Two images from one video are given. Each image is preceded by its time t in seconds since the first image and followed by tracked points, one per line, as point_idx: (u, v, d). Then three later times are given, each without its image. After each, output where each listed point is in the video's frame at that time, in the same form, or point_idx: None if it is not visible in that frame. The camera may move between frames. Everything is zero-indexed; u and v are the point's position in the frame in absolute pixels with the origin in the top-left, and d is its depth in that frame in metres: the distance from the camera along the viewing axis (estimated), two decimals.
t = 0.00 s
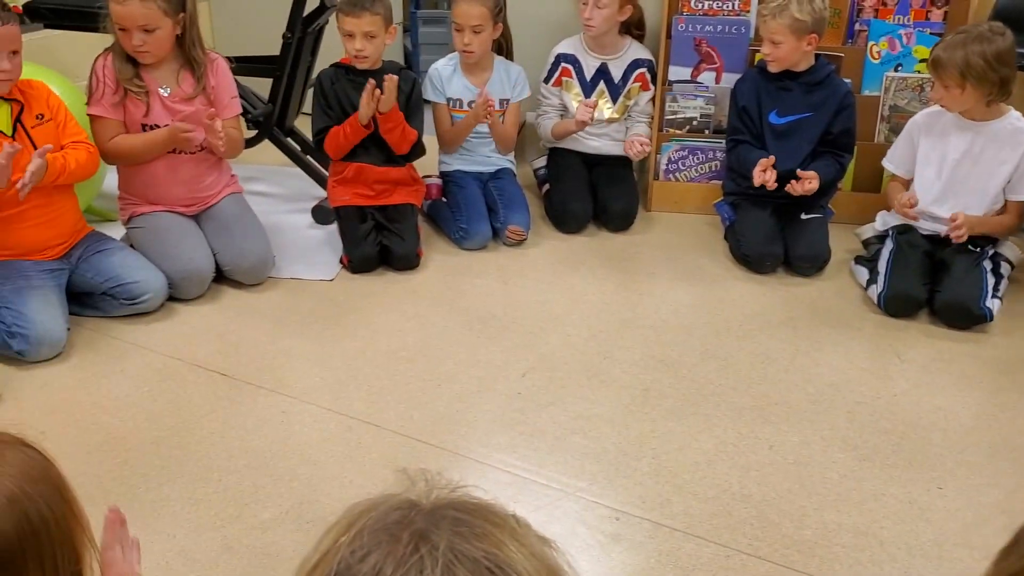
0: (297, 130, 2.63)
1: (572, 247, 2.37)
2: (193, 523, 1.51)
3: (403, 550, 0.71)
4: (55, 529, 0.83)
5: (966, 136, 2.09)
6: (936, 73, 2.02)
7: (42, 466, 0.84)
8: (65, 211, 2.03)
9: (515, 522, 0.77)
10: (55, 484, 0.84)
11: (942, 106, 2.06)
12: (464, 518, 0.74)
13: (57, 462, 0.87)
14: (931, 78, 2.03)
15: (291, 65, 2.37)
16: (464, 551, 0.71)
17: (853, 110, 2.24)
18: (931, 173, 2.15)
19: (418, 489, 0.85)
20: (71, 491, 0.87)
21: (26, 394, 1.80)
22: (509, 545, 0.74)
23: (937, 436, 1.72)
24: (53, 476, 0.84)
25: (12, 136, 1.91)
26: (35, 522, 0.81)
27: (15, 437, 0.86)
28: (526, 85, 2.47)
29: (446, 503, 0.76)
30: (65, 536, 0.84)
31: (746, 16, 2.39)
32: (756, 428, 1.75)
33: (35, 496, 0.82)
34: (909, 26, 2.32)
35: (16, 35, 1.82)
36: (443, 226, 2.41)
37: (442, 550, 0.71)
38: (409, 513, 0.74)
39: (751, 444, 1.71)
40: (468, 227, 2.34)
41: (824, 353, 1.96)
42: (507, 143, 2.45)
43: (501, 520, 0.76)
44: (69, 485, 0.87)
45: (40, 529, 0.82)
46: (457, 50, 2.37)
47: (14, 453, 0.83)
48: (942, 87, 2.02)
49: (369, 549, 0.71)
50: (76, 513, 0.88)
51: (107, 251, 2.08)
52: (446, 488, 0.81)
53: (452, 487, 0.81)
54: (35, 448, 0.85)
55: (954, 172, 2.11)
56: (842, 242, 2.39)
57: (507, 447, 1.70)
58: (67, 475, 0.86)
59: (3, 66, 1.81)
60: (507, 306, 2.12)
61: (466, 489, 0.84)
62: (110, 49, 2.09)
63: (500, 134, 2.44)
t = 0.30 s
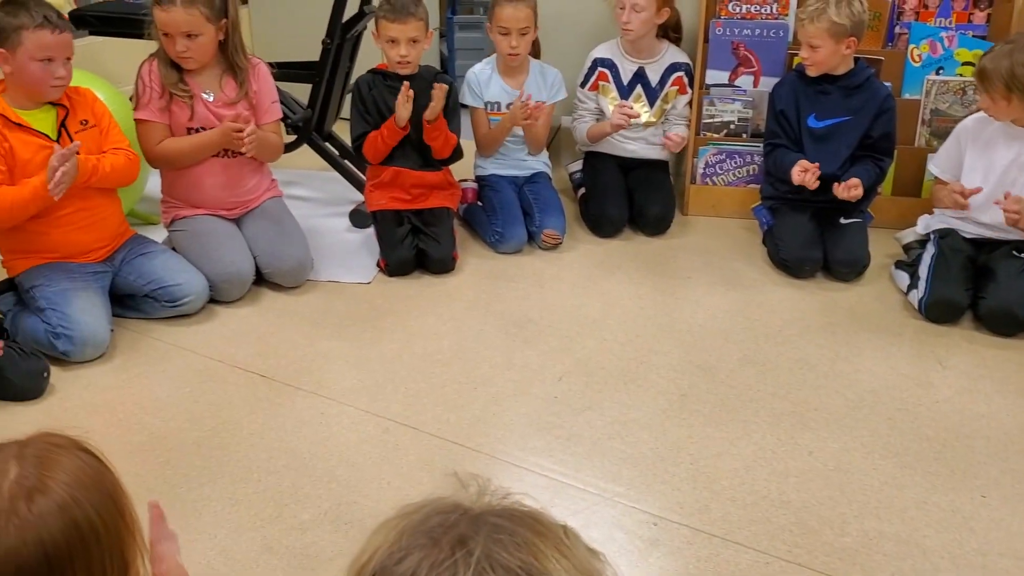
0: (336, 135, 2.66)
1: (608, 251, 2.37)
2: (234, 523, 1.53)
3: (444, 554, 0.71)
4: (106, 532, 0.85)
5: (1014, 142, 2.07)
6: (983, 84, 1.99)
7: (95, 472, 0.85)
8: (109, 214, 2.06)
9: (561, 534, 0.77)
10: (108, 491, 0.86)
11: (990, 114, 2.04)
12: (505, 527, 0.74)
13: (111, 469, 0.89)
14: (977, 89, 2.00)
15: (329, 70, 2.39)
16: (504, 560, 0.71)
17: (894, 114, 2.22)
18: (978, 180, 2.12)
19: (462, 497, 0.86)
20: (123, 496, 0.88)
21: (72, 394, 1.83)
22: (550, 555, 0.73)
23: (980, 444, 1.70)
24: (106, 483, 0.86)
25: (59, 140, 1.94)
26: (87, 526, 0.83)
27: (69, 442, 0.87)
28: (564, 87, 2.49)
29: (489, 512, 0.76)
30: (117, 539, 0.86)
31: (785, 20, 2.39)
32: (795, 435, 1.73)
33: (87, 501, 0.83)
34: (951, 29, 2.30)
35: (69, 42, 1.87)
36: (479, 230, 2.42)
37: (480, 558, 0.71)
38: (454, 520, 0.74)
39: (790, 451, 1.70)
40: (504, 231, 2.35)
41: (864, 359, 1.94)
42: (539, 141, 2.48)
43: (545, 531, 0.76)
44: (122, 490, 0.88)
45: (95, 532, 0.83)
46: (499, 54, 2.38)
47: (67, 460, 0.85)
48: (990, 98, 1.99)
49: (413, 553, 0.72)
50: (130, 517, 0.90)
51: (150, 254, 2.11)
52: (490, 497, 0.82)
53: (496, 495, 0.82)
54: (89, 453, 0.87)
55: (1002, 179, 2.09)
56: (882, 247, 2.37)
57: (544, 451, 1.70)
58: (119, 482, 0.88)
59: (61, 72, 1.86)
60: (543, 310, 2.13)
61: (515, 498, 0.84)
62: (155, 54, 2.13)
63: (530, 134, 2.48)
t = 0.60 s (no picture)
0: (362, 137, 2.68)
1: (631, 256, 2.36)
2: (257, 522, 1.53)
3: (458, 559, 0.71)
4: (133, 532, 0.85)
5: None
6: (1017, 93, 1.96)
7: (124, 473, 0.86)
8: (138, 212, 2.08)
9: (584, 547, 0.76)
10: (136, 494, 0.87)
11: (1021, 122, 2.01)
12: (524, 538, 0.74)
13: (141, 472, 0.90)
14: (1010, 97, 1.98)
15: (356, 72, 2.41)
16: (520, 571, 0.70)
17: (922, 122, 2.20)
18: (1007, 190, 2.10)
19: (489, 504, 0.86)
20: (150, 499, 0.89)
21: (97, 391, 1.85)
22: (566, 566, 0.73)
23: (1007, 456, 1.68)
24: (134, 485, 0.87)
25: (90, 139, 1.96)
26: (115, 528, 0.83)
27: (100, 443, 0.88)
28: (590, 90, 2.50)
29: (513, 523, 0.76)
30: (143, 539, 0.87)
31: (813, 27, 2.38)
32: (820, 443, 1.72)
33: (115, 502, 0.84)
34: (980, 37, 2.29)
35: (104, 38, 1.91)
36: (502, 234, 2.42)
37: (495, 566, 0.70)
38: (476, 529, 0.74)
39: (815, 460, 1.68)
40: (527, 235, 2.35)
41: (889, 368, 1.93)
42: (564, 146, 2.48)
43: (568, 541, 0.76)
44: (151, 492, 0.89)
45: (124, 533, 0.84)
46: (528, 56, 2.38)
47: (96, 462, 0.85)
48: None
49: (434, 560, 0.72)
50: (158, 518, 0.90)
51: (175, 253, 2.12)
52: (515, 506, 0.81)
53: (521, 504, 0.82)
54: (119, 455, 0.88)
55: None
56: (907, 256, 2.36)
57: (567, 455, 1.70)
58: (146, 486, 0.88)
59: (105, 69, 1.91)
60: (565, 314, 2.13)
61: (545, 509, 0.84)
62: (184, 54, 2.14)
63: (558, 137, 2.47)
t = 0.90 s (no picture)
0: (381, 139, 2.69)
1: (650, 260, 2.36)
2: (274, 524, 1.54)
3: (465, 566, 0.71)
4: (153, 534, 0.86)
5: None
6: None
7: (139, 478, 0.86)
8: (157, 213, 2.10)
9: (595, 557, 0.76)
10: (152, 497, 0.86)
11: None
12: (532, 547, 0.73)
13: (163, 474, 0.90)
14: None
15: (375, 75, 2.42)
16: None
17: (944, 128, 2.19)
18: None
19: (505, 511, 0.86)
20: (170, 502, 0.89)
21: (117, 390, 1.86)
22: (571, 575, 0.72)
23: None
24: (151, 489, 0.87)
25: (111, 142, 1.97)
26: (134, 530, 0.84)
27: (123, 448, 0.88)
28: (608, 94, 2.48)
29: (525, 533, 0.75)
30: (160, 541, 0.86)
31: (834, 31, 2.37)
32: (839, 451, 1.71)
33: (134, 505, 0.84)
34: (1005, 43, 2.26)
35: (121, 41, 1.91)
36: (520, 237, 2.42)
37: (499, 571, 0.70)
38: (485, 537, 0.74)
39: (834, 468, 1.67)
40: (545, 239, 2.35)
41: (909, 376, 1.91)
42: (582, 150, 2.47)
43: (580, 550, 0.76)
44: (172, 495, 0.90)
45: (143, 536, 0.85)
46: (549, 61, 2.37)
47: (117, 467, 0.86)
48: None
49: (443, 566, 0.72)
50: (178, 519, 0.91)
51: (195, 254, 2.13)
52: (529, 515, 0.81)
53: (535, 512, 0.81)
54: (139, 461, 0.88)
55: None
56: (928, 262, 2.34)
57: (584, 460, 1.69)
58: (166, 489, 0.89)
59: (121, 72, 1.91)
60: (583, 318, 2.12)
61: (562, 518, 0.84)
62: (205, 57, 2.16)
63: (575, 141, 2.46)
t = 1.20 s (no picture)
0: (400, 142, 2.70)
1: (667, 265, 2.36)
2: (290, 524, 1.54)
3: (481, 569, 0.71)
4: (134, 550, 0.81)
5: None
6: None
7: (129, 492, 0.83)
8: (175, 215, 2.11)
9: (613, 564, 0.75)
10: (144, 509, 0.83)
11: None
12: (549, 551, 0.73)
13: (163, 486, 0.86)
14: None
15: (394, 77, 2.42)
16: None
17: (963, 132, 2.18)
18: None
19: (525, 516, 0.86)
20: (162, 515, 0.85)
21: (135, 390, 1.87)
22: None
23: None
24: (141, 501, 0.83)
25: (132, 145, 1.98)
26: (103, 545, 0.79)
27: (127, 460, 0.85)
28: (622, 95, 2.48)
29: (545, 538, 0.75)
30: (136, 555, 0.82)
31: (854, 37, 2.36)
32: (857, 459, 1.70)
33: (114, 521, 0.81)
34: None
35: (133, 48, 1.90)
36: (537, 240, 2.42)
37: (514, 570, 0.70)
38: (502, 540, 0.74)
39: (852, 475, 1.66)
40: (562, 242, 2.35)
41: (928, 384, 1.90)
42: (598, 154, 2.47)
43: (597, 558, 0.74)
44: (171, 504, 0.86)
45: (118, 556, 0.80)
46: (572, 66, 2.36)
47: (104, 485, 0.82)
48: None
49: (459, 566, 0.72)
50: (174, 529, 0.86)
51: (215, 254, 2.14)
52: (549, 521, 0.81)
53: (553, 517, 0.81)
54: (138, 471, 0.84)
55: None
56: (946, 270, 2.33)
57: (600, 465, 1.69)
58: (159, 501, 0.85)
59: (128, 79, 1.90)
60: (599, 322, 2.12)
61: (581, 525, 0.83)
62: (227, 60, 2.17)
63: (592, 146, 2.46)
